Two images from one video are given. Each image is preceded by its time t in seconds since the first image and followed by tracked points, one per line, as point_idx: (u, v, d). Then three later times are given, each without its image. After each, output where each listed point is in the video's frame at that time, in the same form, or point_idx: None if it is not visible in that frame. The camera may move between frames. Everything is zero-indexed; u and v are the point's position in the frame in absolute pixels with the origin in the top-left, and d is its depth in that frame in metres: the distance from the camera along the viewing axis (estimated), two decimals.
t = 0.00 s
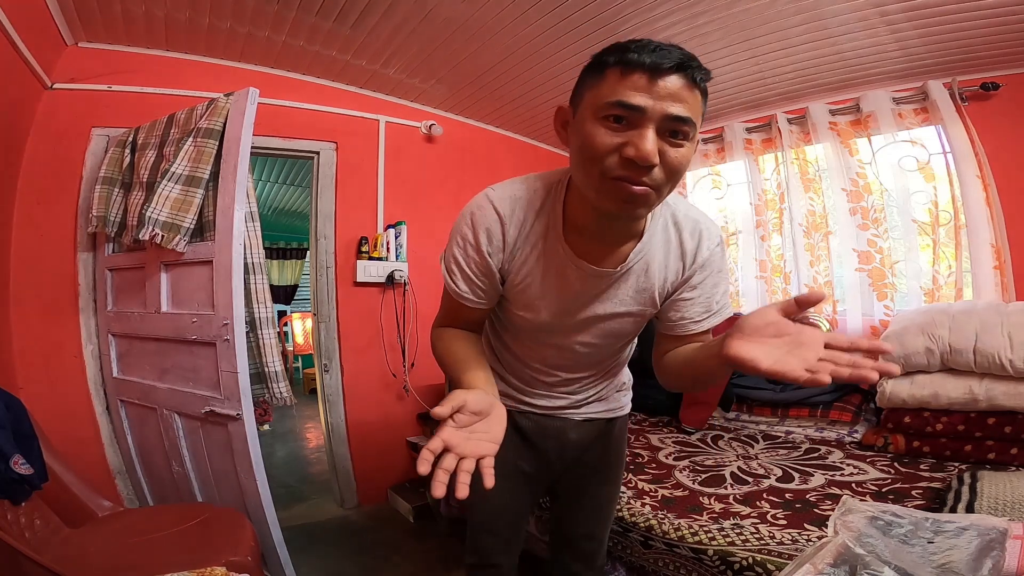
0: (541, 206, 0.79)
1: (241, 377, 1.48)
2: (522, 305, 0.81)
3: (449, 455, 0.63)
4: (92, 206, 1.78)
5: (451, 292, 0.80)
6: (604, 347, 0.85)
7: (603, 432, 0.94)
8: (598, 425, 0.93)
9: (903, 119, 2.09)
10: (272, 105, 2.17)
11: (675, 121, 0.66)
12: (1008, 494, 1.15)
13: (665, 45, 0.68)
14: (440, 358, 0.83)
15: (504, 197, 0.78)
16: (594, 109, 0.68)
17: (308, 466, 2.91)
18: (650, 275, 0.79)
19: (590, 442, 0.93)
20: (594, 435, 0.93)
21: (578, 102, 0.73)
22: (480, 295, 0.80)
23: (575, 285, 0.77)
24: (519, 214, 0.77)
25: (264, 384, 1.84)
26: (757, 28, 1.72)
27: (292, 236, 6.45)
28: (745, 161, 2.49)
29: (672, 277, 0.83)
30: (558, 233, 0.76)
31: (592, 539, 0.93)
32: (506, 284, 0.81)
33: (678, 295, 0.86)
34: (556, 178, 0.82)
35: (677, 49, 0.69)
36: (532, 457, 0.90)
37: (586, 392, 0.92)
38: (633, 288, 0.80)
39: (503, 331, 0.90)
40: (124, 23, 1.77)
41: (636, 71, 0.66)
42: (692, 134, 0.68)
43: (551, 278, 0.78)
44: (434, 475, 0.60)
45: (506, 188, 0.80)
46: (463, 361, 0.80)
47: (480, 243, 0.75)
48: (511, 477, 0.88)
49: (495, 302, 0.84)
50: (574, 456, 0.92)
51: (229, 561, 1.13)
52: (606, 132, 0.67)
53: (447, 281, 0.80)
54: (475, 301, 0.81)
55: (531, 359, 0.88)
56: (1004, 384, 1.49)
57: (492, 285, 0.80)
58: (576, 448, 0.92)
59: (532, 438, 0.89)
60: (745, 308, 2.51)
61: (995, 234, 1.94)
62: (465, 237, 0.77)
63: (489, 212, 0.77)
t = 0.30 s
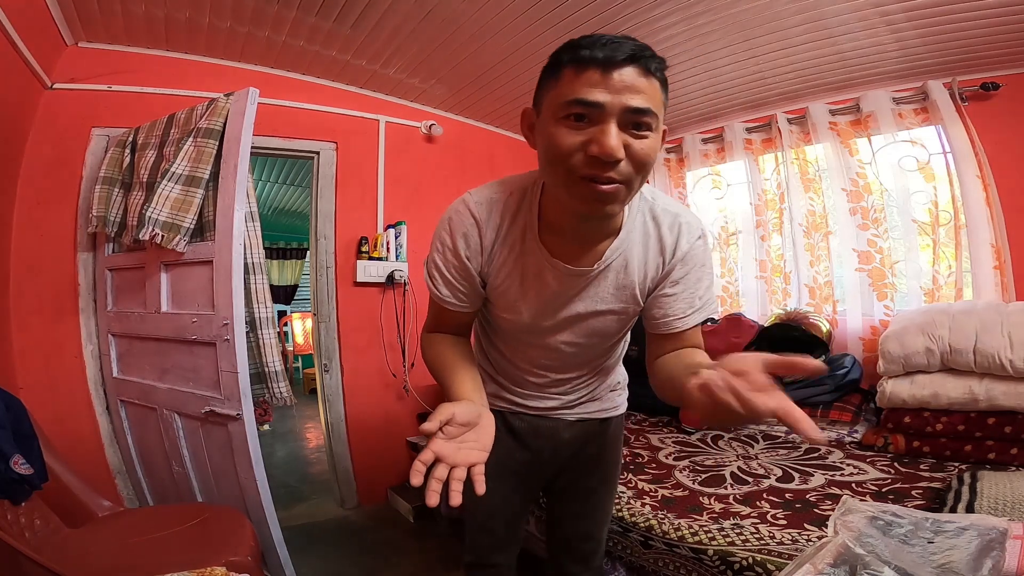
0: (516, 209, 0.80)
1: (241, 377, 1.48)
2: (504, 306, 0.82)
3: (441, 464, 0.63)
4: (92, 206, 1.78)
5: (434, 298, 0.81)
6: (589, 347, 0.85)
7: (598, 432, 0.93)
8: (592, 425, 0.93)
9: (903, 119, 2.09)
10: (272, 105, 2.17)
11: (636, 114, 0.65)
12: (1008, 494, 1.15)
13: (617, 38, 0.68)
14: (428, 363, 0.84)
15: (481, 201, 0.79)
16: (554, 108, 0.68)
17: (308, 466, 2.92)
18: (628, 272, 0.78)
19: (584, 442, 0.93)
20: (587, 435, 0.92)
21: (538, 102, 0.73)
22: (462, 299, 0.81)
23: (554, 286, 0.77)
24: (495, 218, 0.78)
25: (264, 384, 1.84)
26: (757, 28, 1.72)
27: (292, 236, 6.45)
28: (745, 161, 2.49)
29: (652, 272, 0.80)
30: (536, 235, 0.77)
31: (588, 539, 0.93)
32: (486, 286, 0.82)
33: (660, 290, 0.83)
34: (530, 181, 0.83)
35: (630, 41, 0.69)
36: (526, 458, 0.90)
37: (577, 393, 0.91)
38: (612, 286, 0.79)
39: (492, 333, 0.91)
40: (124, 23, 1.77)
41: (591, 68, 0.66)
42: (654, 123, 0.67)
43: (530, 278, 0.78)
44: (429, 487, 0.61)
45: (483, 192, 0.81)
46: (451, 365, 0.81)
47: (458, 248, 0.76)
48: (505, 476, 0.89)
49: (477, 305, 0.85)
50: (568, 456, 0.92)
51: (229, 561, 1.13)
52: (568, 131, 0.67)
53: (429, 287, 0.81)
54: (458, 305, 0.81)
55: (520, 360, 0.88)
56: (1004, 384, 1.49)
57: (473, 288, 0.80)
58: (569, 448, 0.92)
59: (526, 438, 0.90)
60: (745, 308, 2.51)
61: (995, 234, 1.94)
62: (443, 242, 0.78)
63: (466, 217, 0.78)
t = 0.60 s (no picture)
0: (500, 214, 0.80)
1: (241, 377, 1.48)
2: (491, 310, 0.82)
3: (453, 477, 0.64)
4: (92, 206, 1.78)
5: (420, 303, 0.82)
6: (576, 350, 0.84)
7: (591, 432, 0.93)
8: (585, 426, 0.92)
9: (903, 119, 2.09)
10: (272, 105, 2.17)
11: (595, 122, 0.65)
12: (1008, 494, 1.15)
13: (581, 42, 0.67)
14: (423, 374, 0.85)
15: (465, 206, 0.80)
16: (517, 118, 0.69)
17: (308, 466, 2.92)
18: (613, 276, 0.78)
19: (577, 442, 0.93)
20: (581, 435, 0.92)
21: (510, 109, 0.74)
22: (448, 304, 0.82)
23: (540, 291, 0.78)
24: (479, 224, 0.79)
25: (264, 384, 1.84)
26: (757, 28, 1.72)
27: (291, 236, 6.45)
28: (745, 161, 2.49)
29: (636, 275, 0.79)
30: (519, 239, 0.77)
31: (584, 538, 0.93)
32: (473, 291, 0.83)
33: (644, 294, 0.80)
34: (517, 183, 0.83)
35: (595, 43, 0.67)
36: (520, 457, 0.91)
37: (569, 394, 0.91)
38: (598, 290, 0.79)
39: (482, 336, 0.91)
40: (124, 23, 1.77)
41: (547, 76, 0.66)
42: (619, 130, 0.66)
43: (516, 282, 0.79)
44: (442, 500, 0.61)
45: (468, 196, 0.81)
46: (445, 374, 0.82)
47: (444, 255, 0.77)
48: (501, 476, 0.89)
49: (464, 309, 0.85)
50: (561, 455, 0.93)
51: (229, 561, 1.13)
52: (527, 141, 0.67)
53: (415, 293, 0.81)
54: (444, 310, 0.83)
55: (511, 363, 0.88)
56: (1004, 384, 1.49)
57: (459, 293, 0.82)
58: (562, 448, 0.92)
59: (519, 439, 0.90)
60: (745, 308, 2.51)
61: (995, 234, 1.94)
62: (429, 249, 0.79)
63: (450, 223, 0.78)
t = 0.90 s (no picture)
0: (491, 214, 0.80)
1: (241, 377, 1.48)
2: (483, 311, 0.83)
3: (449, 480, 0.65)
4: (92, 206, 1.78)
5: (412, 303, 0.82)
6: (569, 351, 0.84)
7: (587, 433, 0.93)
8: (582, 426, 0.92)
9: (903, 119, 2.09)
10: (272, 105, 2.17)
11: (585, 126, 0.64)
12: (1008, 494, 1.15)
13: (568, 45, 0.66)
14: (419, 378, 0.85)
15: (456, 207, 0.81)
16: (507, 123, 0.69)
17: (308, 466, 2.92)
18: (603, 275, 0.77)
19: (573, 442, 0.92)
20: (578, 435, 0.92)
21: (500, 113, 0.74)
22: (440, 304, 0.83)
23: (530, 292, 0.78)
24: (470, 225, 0.79)
25: (264, 384, 1.84)
26: (757, 28, 1.72)
27: (292, 236, 6.45)
28: (745, 161, 2.49)
29: (628, 272, 0.78)
30: (509, 239, 0.77)
31: (582, 537, 0.92)
32: (464, 291, 0.83)
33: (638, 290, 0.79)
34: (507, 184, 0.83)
35: (583, 46, 0.67)
36: (517, 457, 0.91)
37: (563, 396, 0.90)
38: (588, 290, 0.79)
39: (475, 337, 0.91)
40: (124, 23, 1.77)
41: (536, 82, 0.65)
42: (609, 134, 0.66)
43: (507, 283, 0.79)
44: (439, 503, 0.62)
45: (459, 198, 0.82)
46: (440, 375, 0.82)
47: (434, 256, 0.78)
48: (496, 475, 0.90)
49: (456, 310, 0.86)
50: (558, 455, 0.93)
51: (229, 561, 1.13)
52: (518, 147, 0.67)
53: (407, 294, 0.82)
54: (435, 311, 0.83)
55: (503, 365, 0.88)
56: (1004, 384, 1.49)
57: (450, 294, 0.82)
58: (559, 448, 0.92)
59: (515, 439, 0.90)
60: (745, 308, 2.51)
61: (995, 234, 1.94)
62: (420, 250, 0.80)
63: (441, 225, 0.79)
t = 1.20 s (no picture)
0: (494, 211, 0.80)
1: (241, 377, 1.48)
2: (486, 307, 0.83)
3: (461, 484, 0.64)
4: (92, 206, 1.78)
5: (413, 301, 0.82)
6: (572, 348, 0.84)
7: (588, 433, 0.93)
8: (584, 426, 0.92)
9: (903, 119, 2.09)
10: (272, 105, 2.17)
11: (595, 108, 0.65)
12: (1008, 494, 1.15)
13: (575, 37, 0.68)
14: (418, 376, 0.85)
15: (459, 205, 0.81)
16: (516, 108, 0.69)
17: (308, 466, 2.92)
18: (605, 271, 0.78)
19: (575, 442, 0.92)
20: (580, 435, 0.92)
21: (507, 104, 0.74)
22: (441, 302, 0.82)
23: (533, 287, 0.78)
24: (473, 222, 0.79)
25: (264, 384, 1.84)
26: (757, 28, 1.72)
27: (292, 236, 6.45)
28: (745, 161, 2.49)
29: (626, 268, 0.78)
30: (513, 238, 0.78)
31: (582, 537, 0.93)
32: (467, 290, 0.83)
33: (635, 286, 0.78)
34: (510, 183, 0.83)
35: (590, 37, 0.68)
36: (517, 457, 0.91)
37: (565, 395, 0.90)
38: (590, 285, 0.79)
39: (477, 336, 0.92)
40: (124, 23, 1.77)
41: (547, 66, 0.66)
42: (617, 117, 0.67)
43: (510, 279, 0.79)
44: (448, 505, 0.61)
45: (461, 197, 0.82)
46: (442, 374, 0.82)
47: (437, 253, 0.78)
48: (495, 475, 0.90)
49: (458, 309, 0.85)
50: (559, 456, 0.93)
51: (229, 561, 1.13)
52: (529, 128, 0.67)
53: (408, 291, 0.81)
54: (437, 309, 0.82)
55: (506, 362, 0.88)
56: (1004, 384, 1.49)
57: (452, 292, 0.82)
58: (561, 448, 0.92)
59: (516, 439, 0.91)
60: (745, 308, 2.51)
61: (995, 234, 1.94)
62: (422, 248, 0.80)
63: (444, 222, 0.79)
